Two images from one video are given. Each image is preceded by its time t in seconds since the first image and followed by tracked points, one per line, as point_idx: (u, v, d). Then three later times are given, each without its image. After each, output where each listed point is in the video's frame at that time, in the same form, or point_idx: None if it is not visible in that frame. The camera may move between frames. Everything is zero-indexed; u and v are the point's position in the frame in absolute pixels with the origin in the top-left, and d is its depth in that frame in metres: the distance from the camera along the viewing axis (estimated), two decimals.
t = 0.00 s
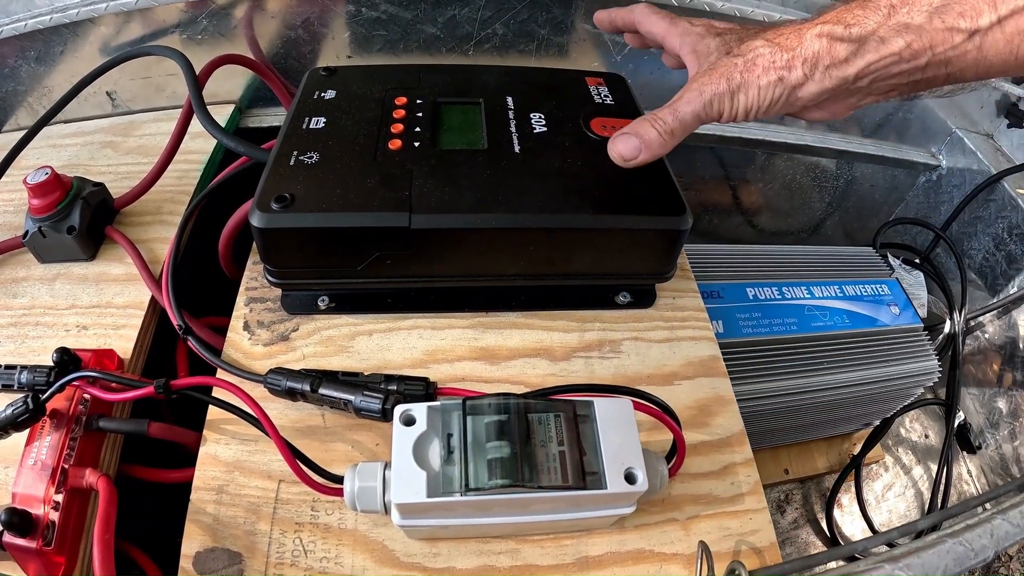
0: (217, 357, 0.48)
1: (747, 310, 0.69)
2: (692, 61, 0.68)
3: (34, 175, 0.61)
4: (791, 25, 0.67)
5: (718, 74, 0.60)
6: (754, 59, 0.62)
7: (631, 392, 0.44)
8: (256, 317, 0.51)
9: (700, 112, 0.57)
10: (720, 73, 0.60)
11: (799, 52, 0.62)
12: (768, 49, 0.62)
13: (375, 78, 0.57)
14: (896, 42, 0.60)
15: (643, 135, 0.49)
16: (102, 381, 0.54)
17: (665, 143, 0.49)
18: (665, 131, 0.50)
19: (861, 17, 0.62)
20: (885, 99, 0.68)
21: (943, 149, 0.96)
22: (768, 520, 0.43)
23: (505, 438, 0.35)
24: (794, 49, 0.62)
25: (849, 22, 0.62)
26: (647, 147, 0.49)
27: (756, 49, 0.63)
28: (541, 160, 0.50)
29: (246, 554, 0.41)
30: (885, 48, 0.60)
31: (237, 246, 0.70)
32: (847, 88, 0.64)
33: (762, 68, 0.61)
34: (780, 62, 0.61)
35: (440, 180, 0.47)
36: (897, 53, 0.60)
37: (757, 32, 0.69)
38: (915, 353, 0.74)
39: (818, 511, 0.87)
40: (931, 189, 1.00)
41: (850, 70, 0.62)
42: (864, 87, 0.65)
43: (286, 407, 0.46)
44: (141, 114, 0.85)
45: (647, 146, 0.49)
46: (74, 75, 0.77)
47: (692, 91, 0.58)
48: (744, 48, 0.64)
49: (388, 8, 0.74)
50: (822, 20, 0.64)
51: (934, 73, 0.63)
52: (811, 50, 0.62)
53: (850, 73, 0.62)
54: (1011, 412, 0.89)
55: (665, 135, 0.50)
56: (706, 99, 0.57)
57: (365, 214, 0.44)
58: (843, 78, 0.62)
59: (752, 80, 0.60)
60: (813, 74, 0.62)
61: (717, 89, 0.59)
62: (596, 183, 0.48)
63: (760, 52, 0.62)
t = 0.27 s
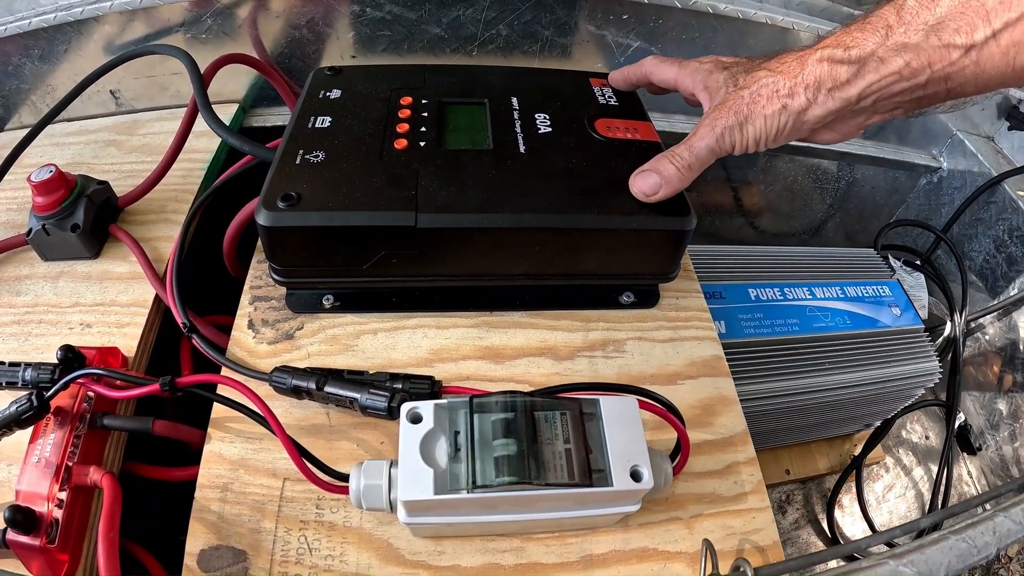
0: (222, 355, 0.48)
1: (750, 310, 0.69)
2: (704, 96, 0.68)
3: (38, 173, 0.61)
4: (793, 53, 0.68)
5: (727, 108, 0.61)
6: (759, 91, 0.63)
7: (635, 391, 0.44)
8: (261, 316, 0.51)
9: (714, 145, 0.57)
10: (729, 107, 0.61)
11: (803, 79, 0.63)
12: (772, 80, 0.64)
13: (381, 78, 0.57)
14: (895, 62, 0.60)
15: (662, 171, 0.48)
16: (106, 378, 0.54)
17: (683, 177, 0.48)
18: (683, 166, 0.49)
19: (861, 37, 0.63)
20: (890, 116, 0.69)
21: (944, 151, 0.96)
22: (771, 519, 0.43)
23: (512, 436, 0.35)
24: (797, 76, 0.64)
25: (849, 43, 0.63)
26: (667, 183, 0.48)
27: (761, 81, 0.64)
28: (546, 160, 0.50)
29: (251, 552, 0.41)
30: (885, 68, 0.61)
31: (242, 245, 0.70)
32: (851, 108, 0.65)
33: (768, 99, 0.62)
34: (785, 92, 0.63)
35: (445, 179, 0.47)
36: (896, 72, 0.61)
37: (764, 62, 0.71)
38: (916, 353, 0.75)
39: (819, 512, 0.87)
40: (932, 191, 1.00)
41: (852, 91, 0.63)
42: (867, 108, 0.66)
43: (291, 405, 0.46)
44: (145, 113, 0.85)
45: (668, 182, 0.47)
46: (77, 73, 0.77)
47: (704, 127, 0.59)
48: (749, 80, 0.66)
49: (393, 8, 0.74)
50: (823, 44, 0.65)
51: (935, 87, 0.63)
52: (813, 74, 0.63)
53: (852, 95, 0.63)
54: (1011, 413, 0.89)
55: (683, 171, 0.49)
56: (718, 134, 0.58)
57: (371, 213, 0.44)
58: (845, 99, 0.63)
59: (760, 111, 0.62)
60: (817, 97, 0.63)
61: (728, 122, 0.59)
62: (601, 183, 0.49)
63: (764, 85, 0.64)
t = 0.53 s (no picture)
0: (225, 352, 0.48)
1: (751, 310, 0.69)
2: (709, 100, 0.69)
3: (42, 170, 0.62)
4: (799, 60, 0.69)
5: (732, 112, 0.62)
6: (764, 96, 0.64)
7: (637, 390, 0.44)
8: (264, 313, 0.51)
9: (719, 148, 0.58)
10: (735, 111, 0.62)
11: (808, 86, 0.63)
12: (777, 86, 0.64)
13: (385, 77, 0.58)
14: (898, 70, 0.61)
15: (667, 171, 0.48)
16: (110, 375, 0.54)
17: (688, 179, 0.48)
18: (687, 168, 0.49)
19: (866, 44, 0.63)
20: (892, 123, 0.69)
21: (945, 153, 0.96)
22: (772, 517, 0.43)
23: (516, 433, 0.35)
24: (801, 82, 0.64)
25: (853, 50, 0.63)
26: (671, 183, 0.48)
27: (766, 86, 0.65)
28: (549, 159, 0.50)
29: (254, 548, 0.41)
30: (888, 76, 0.61)
31: (245, 244, 0.70)
32: (854, 115, 0.65)
33: (773, 104, 0.63)
34: (790, 98, 0.63)
35: (449, 177, 0.47)
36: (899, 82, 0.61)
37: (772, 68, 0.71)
38: (916, 354, 0.75)
39: (819, 512, 0.88)
40: (932, 192, 1.00)
41: (855, 99, 0.63)
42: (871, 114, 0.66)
43: (294, 402, 0.46)
44: (148, 111, 0.85)
45: (673, 182, 0.47)
46: (80, 71, 0.78)
47: (709, 130, 0.60)
48: (755, 85, 0.66)
49: (397, 7, 0.75)
50: (828, 52, 0.66)
51: (937, 96, 0.63)
52: (819, 81, 0.63)
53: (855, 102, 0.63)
54: (1011, 414, 0.90)
55: (687, 173, 0.49)
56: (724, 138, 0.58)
57: (376, 211, 0.45)
58: (849, 106, 0.63)
59: (766, 116, 0.62)
60: (822, 103, 0.63)
61: (733, 125, 0.60)
62: (603, 182, 0.49)
63: (769, 90, 0.64)
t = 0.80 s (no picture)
0: (233, 351, 0.49)
1: (750, 311, 0.70)
2: (710, 107, 0.68)
3: (51, 171, 0.63)
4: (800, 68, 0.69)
5: (734, 119, 0.62)
6: (766, 104, 0.63)
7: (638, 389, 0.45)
8: (272, 313, 0.52)
9: (721, 154, 0.58)
10: (737, 118, 0.62)
11: (809, 94, 0.64)
12: (778, 94, 0.64)
13: (391, 81, 0.58)
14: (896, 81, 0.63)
15: (668, 175, 0.49)
16: (119, 374, 0.55)
17: (689, 184, 0.49)
18: (688, 172, 0.50)
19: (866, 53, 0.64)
20: (889, 132, 0.71)
21: (943, 155, 0.98)
22: (771, 515, 0.44)
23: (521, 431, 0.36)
24: (801, 90, 0.64)
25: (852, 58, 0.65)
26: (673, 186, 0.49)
27: (768, 94, 0.65)
28: (552, 163, 0.51)
29: (263, 544, 0.42)
30: (887, 86, 0.63)
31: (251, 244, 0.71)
32: (853, 124, 0.66)
33: (773, 112, 0.63)
34: (791, 106, 0.64)
35: (455, 180, 0.48)
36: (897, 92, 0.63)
37: (773, 75, 0.70)
38: (914, 355, 0.75)
39: (818, 512, 0.88)
40: (931, 195, 1.01)
41: (855, 108, 0.64)
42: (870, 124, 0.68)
43: (302, 401, 0.47)
44: (153, 112, 0.86)
45: (673, 186, 0.48)
46: (86, 72, 0.79)
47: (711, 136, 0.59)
48: (756, 94, 0.66)
49: (401, 11, 0.76)
50: (829, 62, 0.66)
51: (934, 106, 0.66)
52: (819, 91, 0.64)
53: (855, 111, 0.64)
54: (1009, 415, 0.90)
55: (688, 177, 0.50)
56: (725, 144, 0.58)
57: (383, 213, 0.45)
58: (849, 115, 0.65)
59: (766, 124, 0.62)
60: (822, 112, 0.64)
61: (734, 133, 0.60)
62: (606, 185, 0.50)
63: (770, 98, 0.64)
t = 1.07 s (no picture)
0: (233, 349, 0.49)
1: (750, 311, 0.71)
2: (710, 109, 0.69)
3: (52, 169, 0.63)
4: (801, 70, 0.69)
5: (734, 120, 0.62)
6: (766, 105, 0.64)
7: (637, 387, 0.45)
8: (272, 311, 0.52)
9: (721, 154, 0.58)
10: (737, 119, 0.62)
11: (810, 96, 0.64)
12: (778, 95, 0.64)
13: (391, 81, 0.59)
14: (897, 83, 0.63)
15: (668, 176, 0.49)
16: (119, 371, 0.55)
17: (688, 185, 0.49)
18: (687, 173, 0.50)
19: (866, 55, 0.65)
20: (889, 132, 0.71)
21: (943, 156, 0.98)
22: (769, 513, 0.44)
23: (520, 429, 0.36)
24: (802, 91, 0.64)
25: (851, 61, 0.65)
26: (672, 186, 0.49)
27: (768, 96, 0.65)
28: (551, 162, 0.51)
29: (261, 541, 0.42)
30: (887, 87, 0.63)
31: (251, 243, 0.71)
32: (853, 126, 0.67)
33: (773, 113, 0.63)
34: (792, 107, 0.64)
35: (455, 179, 0.48)
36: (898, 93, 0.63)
37: (773, 76, 0.70)
38: (914, 356, 0.75)
39: (816, 511, 0.89)
40: (932, 195, 1.02)
41: (855, 109, 0.64)
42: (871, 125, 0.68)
43: (301, 399, 0.47)
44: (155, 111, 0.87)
45: (673, 186, 0.48)
46: (87, 71, 0.79)
47: (711, 137, 0.60)
48: (757, 95, 0.66)
49: (402, 11, 0.76)
50: (830, 64, 0.66)
51: (933, 106, 0.66)
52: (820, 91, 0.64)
53: (855, 113, 0.64)
54: (1009, 416, 0.90)
55: (688, 178, 0.50)
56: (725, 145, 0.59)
57: (382, 212, 0.45)
58: (849, 116, 0.65)
59: (767, 125, 0.62)
60: (822, 114, 0.64)
61: (734, 134, 0.60)
62: (606, 183, 0.50)
63: (770, 100, 0.64)
